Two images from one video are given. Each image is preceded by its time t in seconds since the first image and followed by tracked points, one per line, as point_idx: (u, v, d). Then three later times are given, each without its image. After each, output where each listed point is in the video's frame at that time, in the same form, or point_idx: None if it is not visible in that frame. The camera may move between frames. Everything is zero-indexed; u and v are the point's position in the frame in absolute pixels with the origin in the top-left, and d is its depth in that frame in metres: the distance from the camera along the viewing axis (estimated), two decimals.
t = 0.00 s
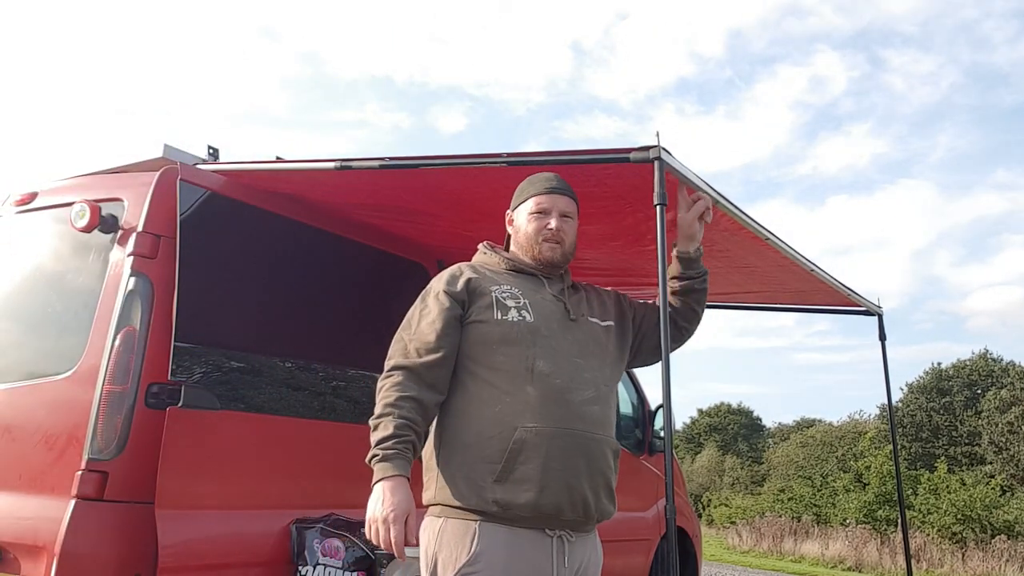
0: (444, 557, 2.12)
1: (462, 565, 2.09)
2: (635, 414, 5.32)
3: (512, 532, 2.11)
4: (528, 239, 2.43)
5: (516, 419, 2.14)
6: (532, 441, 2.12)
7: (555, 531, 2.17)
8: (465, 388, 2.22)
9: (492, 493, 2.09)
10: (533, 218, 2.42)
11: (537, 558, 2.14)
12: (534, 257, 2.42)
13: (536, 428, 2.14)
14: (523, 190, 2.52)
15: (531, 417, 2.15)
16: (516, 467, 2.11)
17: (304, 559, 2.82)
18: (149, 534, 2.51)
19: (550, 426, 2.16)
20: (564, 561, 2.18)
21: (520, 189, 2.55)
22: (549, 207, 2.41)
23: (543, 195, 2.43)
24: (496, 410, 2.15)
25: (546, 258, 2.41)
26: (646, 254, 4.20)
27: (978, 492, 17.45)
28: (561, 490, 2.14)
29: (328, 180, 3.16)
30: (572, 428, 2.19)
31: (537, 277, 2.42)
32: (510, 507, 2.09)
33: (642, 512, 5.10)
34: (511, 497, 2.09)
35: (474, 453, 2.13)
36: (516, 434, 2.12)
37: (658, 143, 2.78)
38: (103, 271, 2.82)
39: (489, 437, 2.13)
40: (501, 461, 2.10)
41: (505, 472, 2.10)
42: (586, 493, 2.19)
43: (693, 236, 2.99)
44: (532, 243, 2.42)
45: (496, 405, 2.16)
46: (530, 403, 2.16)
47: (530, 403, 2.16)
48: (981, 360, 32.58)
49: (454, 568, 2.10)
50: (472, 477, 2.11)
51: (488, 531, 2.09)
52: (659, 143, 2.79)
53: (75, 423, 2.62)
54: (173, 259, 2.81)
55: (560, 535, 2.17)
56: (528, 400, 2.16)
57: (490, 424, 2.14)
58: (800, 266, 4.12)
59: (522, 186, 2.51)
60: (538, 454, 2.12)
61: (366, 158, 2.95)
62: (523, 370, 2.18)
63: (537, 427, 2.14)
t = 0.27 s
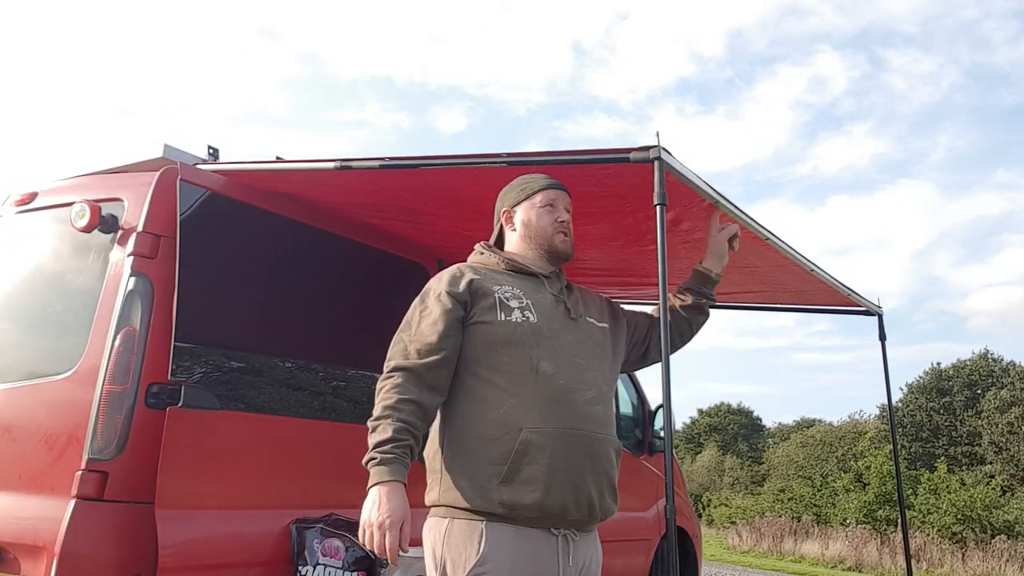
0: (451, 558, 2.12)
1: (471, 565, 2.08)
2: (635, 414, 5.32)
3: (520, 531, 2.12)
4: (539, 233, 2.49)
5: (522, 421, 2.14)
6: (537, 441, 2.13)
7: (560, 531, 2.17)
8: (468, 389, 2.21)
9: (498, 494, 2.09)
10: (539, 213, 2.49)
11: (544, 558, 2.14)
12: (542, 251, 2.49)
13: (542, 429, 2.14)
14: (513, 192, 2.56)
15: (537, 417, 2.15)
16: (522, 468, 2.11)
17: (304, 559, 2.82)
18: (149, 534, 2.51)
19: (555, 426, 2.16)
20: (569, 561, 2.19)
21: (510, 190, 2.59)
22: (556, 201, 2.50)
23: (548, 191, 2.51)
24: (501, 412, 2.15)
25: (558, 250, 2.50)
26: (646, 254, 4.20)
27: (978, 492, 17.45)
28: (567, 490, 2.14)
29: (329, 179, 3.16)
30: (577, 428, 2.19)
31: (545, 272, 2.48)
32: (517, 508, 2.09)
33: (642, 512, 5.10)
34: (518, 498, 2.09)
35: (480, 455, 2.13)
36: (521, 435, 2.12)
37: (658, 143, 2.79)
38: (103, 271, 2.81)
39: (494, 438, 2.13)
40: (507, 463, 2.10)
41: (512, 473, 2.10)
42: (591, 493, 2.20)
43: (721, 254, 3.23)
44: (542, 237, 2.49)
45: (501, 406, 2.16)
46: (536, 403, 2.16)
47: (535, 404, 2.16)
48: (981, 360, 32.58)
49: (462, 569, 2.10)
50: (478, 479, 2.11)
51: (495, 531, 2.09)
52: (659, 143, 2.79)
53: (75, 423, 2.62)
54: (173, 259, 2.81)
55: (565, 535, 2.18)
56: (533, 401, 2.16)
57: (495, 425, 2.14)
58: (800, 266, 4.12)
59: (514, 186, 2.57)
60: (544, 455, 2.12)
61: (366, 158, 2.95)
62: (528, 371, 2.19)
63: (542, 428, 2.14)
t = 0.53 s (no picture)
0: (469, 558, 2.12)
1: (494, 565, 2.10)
2: (635, 414, 5.32)
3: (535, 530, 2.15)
4: (553, 235, 2.56)
5: (540, 419, 2.17)
6: (555, 440, 2.16)
7: (571, 530, 2.22)
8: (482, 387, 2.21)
9: (519, 492, 2.11)
10: (551, 217, 2.57)
11: (558, 556, 2.19)
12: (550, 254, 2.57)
13: (559, 428, 2.18)
14: (514, 193, 2.59)
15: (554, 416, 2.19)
16: (541, 467, 2.14)
17: (304, 559, 2.82)
18: (148, 534, 2.51)
19: (571, 425, 2.21)
20: (578, 558, 2.25)
21: (508, 193, 2.61)
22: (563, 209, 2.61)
23: (555, 197, 2.61)
24: (518, 410, 2.17)
25: (565, 253, 2.60)
26: (646, 254, 4.20)
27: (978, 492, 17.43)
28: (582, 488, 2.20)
29: (329, 180, 3.16)
30: (590, 427, 2.25)
31: (546, 274, 2.54)
32: (536, 506, 2.12)
33: (641, 512, 5.10)
34: (538, 496, 2.12)
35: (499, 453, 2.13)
36: (540, 434, 2.15)
37: (658, 143, 2.79)
38: (103, 271, 2.82)
39: (513, 437, 2.14)
40: (527, 461, 2.13)
41: (531, 471, 2.13)
42: (602, 491, 2.26)
43: (694, 240, 3.08)
44: (554, 239, 2.56)
45: (518, 405, 2.18)
46: (552, 402, 2.21)
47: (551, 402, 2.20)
48: (981, 360, 32.57)
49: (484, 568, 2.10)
50: (498, 477, 2.11)
51: (514, 530, 2.12)
52: (659, 143, 2.79)
53: (75, 423, 2.62)
54: (173, 259, 2.81)
55: (575, 533, 2.23)
56: (550, 399, 2.20)
57: (513, 424, 2.15)
58: (800, 266, 4.12)
59: (519, 188, 2.59)
60: (562, 453, 2.17)
61: (366, 158, 2.95)
62: (544, 370, 2.23)
63: (559, 427, 2.18)
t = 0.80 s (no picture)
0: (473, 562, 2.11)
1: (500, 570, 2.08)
2: (635, 414, 5.32)
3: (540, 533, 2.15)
4: (558, 236, 2.58)
5: (545, 422, 2.18)
6: (559, 443, 2.17)
7: (573, 533, 2.23)
8: (486, 389, 2.21)
9: (524, 496, 2.11)
10: (555, 219, 2.60)
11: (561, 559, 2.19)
12: (553, 255, 2.59)
13: (562, 431, 2.19)
14: (518, 193, 2.58)
15: (558, 419, 2.20)
16: (546, 469, 2.14)
17: (304, 559, 2.82)
18: (149, 534, 2.51)
19: (575, 427, 2.22)
20: (579, 561, 2.26)
21: (510, 192, 2.60)
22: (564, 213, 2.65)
23: (558, 200, 2.63)
24: (522, 413, 2.17)
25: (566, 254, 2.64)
26: (646, 254, 4.20)
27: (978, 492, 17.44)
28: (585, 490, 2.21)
29: (329, 180, 3.17)
30: (592, 429, 2.27)
31: (546, 275, 2.56)
32: (542, 509, 2.12)
33: (641, 512, 5.10)
34: (544, 499, 2.12)
35: (503, 456, 2.13)
36: (544, 437, 2.16)
37: (658, 143, 2.79)
38: (103, 271, 2.82)
39: (518, 440, 2.14)
40: (532, 464, 2.13)
41: (536, 474, 2.13)
42: (604, 494, 2.28)
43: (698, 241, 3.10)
44: (558, 241, 2.58)
45: (523, 408, 2.18)
46: (556, 405, 2.22)
47: (555, 405, 2.21)
48: (981, 360, 32.57)
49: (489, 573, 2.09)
50: (503, 481, 2.11)
51: (519, 534, 2.11)
52: (659, 143, 2.79)
53: (75, 423, 2.62)
54: (173, 259, 2.81)
55: (576, 536, 2.24)
56: (554, 402, 2.22)
57: (518, 427, 2.16)
58: (800, 266, 4.13)
59: (520, 187, 2.59)
60: (566, 456, 2.17)
61: (366, 158, 2.95)
62: (547, 372, 2.24)
63: (563, 430, 2.19)
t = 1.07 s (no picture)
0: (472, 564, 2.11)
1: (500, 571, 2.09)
2: (635, 414, 5.32)
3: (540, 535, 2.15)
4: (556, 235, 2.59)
5: (546, 419, 2.18)
6: (561, 440, 2.18)
7: (573, 534, 2.24)
8: (488, 386, 2.20)
9: (525, 494, 2.11)
10: (552, 217, 2.60)
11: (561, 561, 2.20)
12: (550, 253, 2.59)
13: (564, 428, 2.20)
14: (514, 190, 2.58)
15: (560, 416, 2.20)
16: (548, 467, 2.15)
17: (304, 559, 2.82)
18: (148, 534, 2.51)
19: (576, 425, 2.23)
20: (579, 562, 2.26)
21: (507, 189, 2.60)
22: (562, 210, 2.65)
23: (555, 199, 2.63)
24: (524, 410, 2.17)
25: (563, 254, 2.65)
26: (646, 254, 4.20)
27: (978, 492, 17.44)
28: (586, 488, 2.21)
29: (329, 180, 3.16)
30: (593, 427, 2.27)
31: (545, 273, 2.56)
32: (543, 507, 2.12)
33: (642, 513, 5.10)
34: (545, 497, 2.12)
35: (505, 453, 2.13)
36: (547, 434, 2.16)
37: (658, 143, 2.78)
38: (103, 271, 2.82)
39: (520, 437, 2.14)
40: (534, 461, 2.13)
41: (537, 472, 2.13)
42: (605, 492, 2.28)
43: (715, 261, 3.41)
44: (555, 239, 2.59)
45: (524, 405, 2.18)
46: (557, 402, 2.22)
47: (556, 402, 2.21)
48: (981, 360, 32.57)
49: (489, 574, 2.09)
50: (505, 478, 2.11)
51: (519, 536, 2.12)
52: (659, 143, 2.79)
53: (76, 423, 2.62)
54: (173, 259, 2.81)
55: (576, 537, 2.25)
56: (555, 400, 2.22)
57: (520, 424, 2.15)
58: (800, 266, 4.13)
59: (518, 186, 2.59)
60: (567, 454, 2.18)
61: (366, 158, 2.95)
62: (549, 370, 2.24)
63: (565, 427, 2.20)
